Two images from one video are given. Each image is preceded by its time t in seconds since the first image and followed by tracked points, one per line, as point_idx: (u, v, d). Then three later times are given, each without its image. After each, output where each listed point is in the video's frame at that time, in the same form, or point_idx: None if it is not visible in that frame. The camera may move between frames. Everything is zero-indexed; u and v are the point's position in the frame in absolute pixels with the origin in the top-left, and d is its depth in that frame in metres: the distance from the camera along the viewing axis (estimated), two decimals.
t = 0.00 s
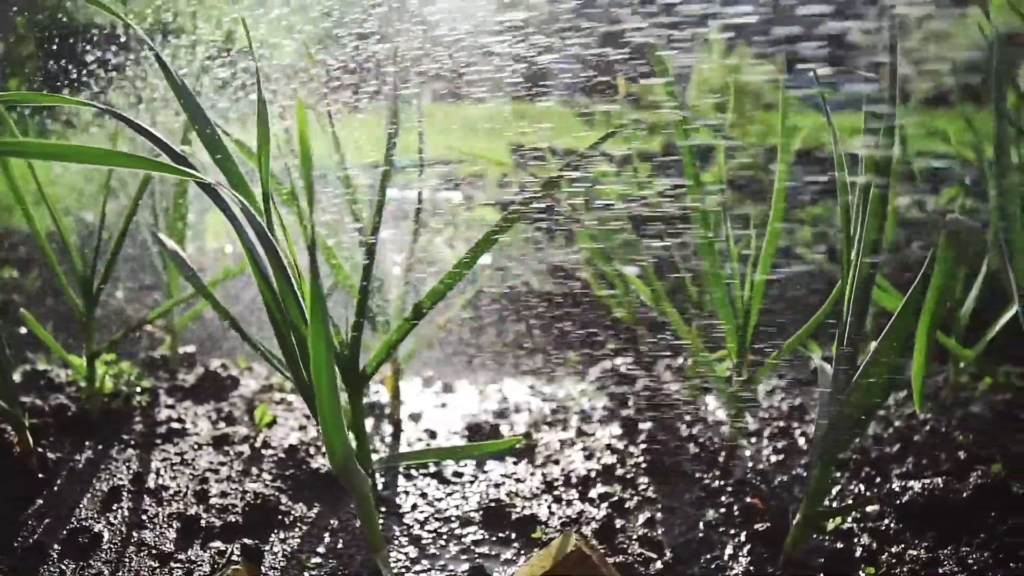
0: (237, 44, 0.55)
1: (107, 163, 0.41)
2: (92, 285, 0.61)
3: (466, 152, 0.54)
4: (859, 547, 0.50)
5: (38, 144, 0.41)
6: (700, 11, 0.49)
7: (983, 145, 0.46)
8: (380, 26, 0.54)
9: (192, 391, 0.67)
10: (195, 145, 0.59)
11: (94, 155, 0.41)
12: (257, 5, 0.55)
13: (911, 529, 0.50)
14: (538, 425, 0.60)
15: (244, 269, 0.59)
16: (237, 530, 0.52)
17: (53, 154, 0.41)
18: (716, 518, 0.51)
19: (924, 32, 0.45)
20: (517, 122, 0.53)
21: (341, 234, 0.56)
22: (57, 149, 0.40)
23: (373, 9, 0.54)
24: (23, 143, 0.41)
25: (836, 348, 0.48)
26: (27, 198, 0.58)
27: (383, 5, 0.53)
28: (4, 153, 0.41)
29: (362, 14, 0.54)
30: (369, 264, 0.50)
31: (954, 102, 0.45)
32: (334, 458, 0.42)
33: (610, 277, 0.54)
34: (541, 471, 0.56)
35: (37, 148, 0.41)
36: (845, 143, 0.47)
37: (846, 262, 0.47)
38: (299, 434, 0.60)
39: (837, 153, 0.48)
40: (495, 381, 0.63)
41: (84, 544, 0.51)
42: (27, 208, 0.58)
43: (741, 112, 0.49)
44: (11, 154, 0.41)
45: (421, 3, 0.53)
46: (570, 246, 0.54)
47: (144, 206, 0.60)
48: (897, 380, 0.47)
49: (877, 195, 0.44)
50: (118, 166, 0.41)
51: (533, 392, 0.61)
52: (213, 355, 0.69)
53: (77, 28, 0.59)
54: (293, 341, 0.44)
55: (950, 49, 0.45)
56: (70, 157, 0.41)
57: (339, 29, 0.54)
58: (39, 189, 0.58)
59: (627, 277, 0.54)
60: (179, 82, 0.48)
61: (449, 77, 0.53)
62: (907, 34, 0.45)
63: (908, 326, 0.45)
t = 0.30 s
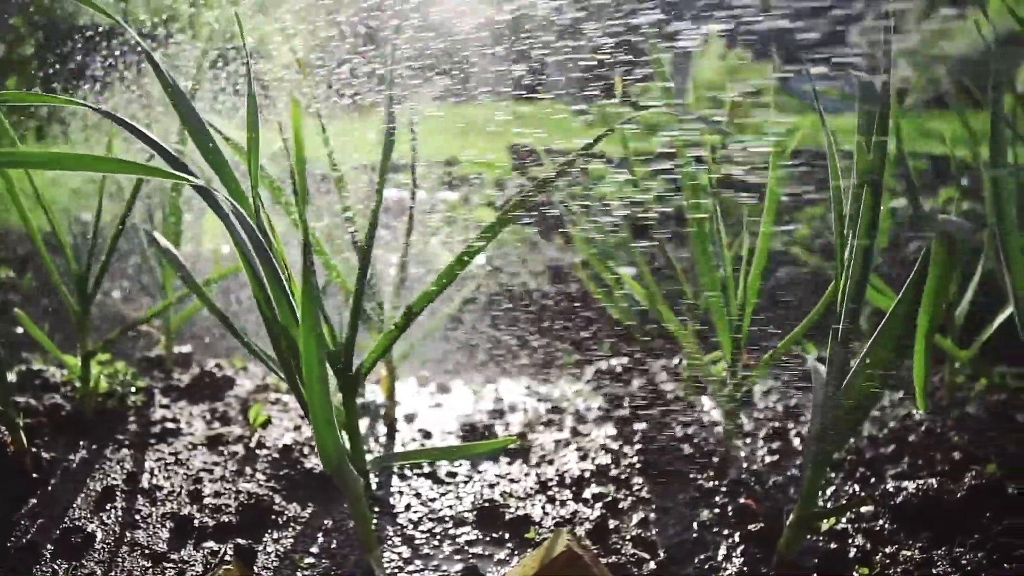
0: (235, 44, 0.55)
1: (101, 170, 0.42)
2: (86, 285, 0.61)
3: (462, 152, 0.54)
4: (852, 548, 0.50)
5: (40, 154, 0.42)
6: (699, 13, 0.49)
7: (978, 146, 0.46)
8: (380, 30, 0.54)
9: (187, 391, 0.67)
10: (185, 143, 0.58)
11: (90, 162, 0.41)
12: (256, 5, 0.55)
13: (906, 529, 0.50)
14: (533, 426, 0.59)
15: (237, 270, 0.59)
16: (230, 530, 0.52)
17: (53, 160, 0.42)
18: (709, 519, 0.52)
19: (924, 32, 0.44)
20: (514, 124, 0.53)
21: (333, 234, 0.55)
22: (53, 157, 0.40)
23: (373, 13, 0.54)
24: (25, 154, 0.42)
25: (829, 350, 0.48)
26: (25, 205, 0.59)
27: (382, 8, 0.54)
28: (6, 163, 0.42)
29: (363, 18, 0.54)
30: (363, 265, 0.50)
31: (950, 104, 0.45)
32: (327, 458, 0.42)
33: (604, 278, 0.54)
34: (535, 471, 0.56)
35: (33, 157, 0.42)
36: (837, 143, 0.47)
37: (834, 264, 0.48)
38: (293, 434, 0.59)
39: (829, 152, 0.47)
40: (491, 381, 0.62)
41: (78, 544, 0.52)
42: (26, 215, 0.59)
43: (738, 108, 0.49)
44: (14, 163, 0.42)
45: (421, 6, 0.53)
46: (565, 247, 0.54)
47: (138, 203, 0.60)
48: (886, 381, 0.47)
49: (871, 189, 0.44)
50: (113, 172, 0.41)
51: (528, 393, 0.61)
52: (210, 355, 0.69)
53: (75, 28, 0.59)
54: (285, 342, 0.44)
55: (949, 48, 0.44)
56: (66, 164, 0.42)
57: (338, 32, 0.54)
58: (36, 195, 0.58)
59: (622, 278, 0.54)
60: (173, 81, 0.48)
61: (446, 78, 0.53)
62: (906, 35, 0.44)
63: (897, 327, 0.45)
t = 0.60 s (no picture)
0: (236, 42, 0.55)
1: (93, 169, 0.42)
2: (82, 285, 0.60)
3: (461, 153, 0.54)
4: (848, 548, 0.50)
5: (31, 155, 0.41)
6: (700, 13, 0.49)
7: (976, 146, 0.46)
8: (379, 32, 0.54)
9: (183, 391, 0.67)
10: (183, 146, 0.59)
11: (83, 162, 0.41)
12: (254, 6, 0.55)
13: (901, 529, 0.50)
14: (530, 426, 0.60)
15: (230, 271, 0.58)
16: (226, 530, 0.52)
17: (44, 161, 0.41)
18: (705, 519, 0.52)
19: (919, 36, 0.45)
20: (513, 125, 0.53)
21: (331, 235, 0.56)
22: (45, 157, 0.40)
23: (372, 14, 0.54)
24: (17, 154, 0.42)
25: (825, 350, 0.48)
26: (20, 204, 0.59)
27: (383, 9, 0.54)
28: None
29: (362, 20, 0.54)
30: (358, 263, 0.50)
31: (946, 104, 0.45)
32: (319, 455, 0.42)
33: (601, 277, 0.54)
34: (531, 471, 0.56)
35: (25, 158, 0.42)
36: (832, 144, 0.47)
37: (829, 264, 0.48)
38: (289, 434, 0.60)
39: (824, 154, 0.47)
40: (489, 381, 0.62)
41: (72, 544, 0.51)
42: (20, 213, 0.60)
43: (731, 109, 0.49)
44: (6, 164, 0.42)
45: (419, 9, 0.53)
46: (563, 247, 0.54)
47: (136, 201, 0.60)
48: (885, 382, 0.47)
49: (864, 196, 0.44)
50: (105, 171, 0.41)
51: (525, 393, 0.61)
52: (207, 355, 0.69)
53: (75, 28, 0.59)
54: (278, 339, 0.44)
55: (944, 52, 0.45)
56: (57, 164, 0.42)
57: (336, 33, 0.54)
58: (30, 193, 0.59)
59: (619, 278, 0.53)
60: (168, 78, 0.47)
61: (448, 80, 0.54)
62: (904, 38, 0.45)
63: (892, 328, 0.45)
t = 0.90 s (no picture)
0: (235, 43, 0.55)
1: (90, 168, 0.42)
2: (78, 285, 0.61)
3: (460, 153, 0.54)
4: (845, 548, 0.51)
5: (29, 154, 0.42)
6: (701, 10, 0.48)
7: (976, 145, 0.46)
8: (376, 32, 0.53)
9: (181, 391, 0.67)
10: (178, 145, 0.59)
11: (80, 162, 0.41)
12: (250, 6, 0.54)
13: (898, 529, 0.51)
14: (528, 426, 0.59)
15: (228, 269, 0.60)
16: (222, 530, 0.52)
17: (41, 158, 0.42)
18: (701, 518, 0.52)
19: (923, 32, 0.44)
20: (511, 124, 0.52)
21: (327, 234, 0.56)
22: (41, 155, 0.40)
23: (370, 14, 0.53)
24: (14, 151, 0.42)
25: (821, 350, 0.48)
26: (15, 202, 0.59)
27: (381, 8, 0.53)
28: None
29: (361, 18, 0.54)
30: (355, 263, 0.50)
31: (946, 104, 0.45)
32: (313, 455, 0.42)
33: (598, 278, 0.54)
34: (528, 471, 0.56)
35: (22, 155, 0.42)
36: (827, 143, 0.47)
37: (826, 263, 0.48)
38: (286, 434, 0.59)
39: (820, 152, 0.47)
40: (487, 381, 0.62)
41: (69, 544, 0.52)
42: (16, 214, 0.59)
43: (733, 105, 0.48)
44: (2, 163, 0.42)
45: (419, 8, 0.53)
46: (561, 247, 0.54)
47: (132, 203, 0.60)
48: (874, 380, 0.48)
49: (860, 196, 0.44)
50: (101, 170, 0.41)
51: (523, 393, 0.60)
52: (203, 355, 0.69)
53: (74, 29, 0.59)
54: (273, 339, 0.44)
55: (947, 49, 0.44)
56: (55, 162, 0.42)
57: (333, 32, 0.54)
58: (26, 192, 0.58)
59: (618, 277, 0.53)
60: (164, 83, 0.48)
61: (446, 80, 0.53)
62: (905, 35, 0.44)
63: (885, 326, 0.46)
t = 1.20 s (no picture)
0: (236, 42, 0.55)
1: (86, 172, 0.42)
2: (75, 285, 0.61)
3: (459, 153, 0.54)
4: (840, 549, 0.51)
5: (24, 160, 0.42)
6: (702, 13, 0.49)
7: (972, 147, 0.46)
8: (377, 32, 0.54)
9: (179, 391, 0.66)
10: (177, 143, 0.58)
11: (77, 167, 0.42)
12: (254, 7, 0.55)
13: (894, 530, 0.51)
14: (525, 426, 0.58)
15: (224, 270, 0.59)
16: (216, 531, 0.53)
17: (38, 163, 0.42)
18: (698, 520, 0.52)
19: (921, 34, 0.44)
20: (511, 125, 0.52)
21: (323, 233, 0.55)
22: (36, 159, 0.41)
23: (371, 14, 0.54)
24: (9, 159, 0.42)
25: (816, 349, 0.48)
26: (13, 204, 0.60)
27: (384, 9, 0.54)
28: None
29: (363, 19, 0.54)
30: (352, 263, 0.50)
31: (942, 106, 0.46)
32: (308, 455, 0.42)
33: (596, 279, 0.54)
34: (524, 471, 0.56)
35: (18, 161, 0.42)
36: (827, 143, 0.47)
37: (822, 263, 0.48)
38: (282, 434, 0.59)
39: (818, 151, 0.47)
40: (484, 381, 0.61)
41: (64, 544, 0.54)
42: (14, 215, 0.60)
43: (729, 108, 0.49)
44: None
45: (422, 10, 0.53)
46: (560, 247, 0.54)
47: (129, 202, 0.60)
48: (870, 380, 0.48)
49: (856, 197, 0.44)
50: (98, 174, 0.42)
51: (520, 394, 0.60)
52: (201, 355, 0.67)
53: (75, 28, 0.59)
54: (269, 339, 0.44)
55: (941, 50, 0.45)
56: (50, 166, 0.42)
57: (334, 33, 0.54)
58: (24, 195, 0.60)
59: (615, 278, 0.53)
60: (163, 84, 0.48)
61: (448, 80, 0.53)
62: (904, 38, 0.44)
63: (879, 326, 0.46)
